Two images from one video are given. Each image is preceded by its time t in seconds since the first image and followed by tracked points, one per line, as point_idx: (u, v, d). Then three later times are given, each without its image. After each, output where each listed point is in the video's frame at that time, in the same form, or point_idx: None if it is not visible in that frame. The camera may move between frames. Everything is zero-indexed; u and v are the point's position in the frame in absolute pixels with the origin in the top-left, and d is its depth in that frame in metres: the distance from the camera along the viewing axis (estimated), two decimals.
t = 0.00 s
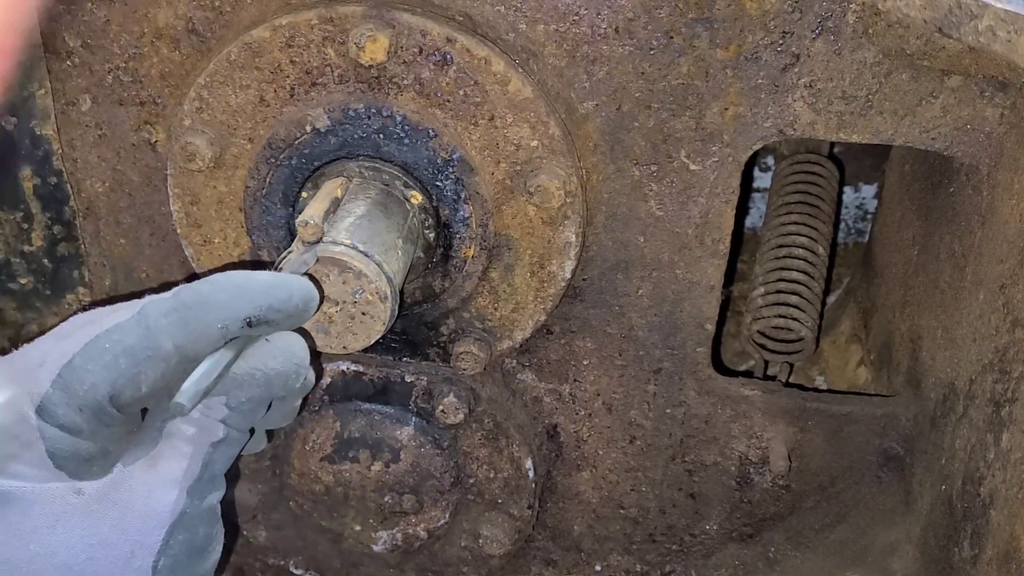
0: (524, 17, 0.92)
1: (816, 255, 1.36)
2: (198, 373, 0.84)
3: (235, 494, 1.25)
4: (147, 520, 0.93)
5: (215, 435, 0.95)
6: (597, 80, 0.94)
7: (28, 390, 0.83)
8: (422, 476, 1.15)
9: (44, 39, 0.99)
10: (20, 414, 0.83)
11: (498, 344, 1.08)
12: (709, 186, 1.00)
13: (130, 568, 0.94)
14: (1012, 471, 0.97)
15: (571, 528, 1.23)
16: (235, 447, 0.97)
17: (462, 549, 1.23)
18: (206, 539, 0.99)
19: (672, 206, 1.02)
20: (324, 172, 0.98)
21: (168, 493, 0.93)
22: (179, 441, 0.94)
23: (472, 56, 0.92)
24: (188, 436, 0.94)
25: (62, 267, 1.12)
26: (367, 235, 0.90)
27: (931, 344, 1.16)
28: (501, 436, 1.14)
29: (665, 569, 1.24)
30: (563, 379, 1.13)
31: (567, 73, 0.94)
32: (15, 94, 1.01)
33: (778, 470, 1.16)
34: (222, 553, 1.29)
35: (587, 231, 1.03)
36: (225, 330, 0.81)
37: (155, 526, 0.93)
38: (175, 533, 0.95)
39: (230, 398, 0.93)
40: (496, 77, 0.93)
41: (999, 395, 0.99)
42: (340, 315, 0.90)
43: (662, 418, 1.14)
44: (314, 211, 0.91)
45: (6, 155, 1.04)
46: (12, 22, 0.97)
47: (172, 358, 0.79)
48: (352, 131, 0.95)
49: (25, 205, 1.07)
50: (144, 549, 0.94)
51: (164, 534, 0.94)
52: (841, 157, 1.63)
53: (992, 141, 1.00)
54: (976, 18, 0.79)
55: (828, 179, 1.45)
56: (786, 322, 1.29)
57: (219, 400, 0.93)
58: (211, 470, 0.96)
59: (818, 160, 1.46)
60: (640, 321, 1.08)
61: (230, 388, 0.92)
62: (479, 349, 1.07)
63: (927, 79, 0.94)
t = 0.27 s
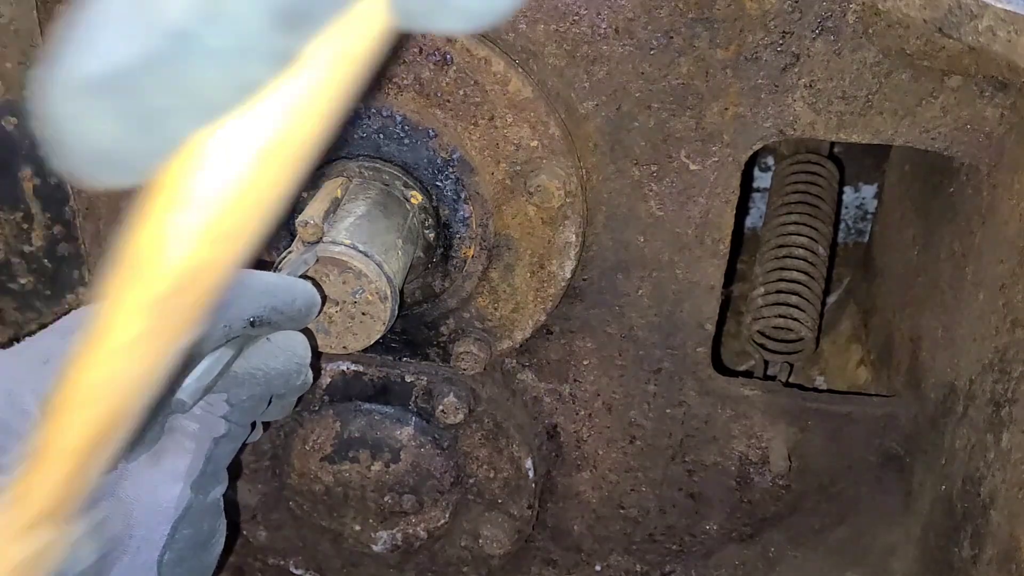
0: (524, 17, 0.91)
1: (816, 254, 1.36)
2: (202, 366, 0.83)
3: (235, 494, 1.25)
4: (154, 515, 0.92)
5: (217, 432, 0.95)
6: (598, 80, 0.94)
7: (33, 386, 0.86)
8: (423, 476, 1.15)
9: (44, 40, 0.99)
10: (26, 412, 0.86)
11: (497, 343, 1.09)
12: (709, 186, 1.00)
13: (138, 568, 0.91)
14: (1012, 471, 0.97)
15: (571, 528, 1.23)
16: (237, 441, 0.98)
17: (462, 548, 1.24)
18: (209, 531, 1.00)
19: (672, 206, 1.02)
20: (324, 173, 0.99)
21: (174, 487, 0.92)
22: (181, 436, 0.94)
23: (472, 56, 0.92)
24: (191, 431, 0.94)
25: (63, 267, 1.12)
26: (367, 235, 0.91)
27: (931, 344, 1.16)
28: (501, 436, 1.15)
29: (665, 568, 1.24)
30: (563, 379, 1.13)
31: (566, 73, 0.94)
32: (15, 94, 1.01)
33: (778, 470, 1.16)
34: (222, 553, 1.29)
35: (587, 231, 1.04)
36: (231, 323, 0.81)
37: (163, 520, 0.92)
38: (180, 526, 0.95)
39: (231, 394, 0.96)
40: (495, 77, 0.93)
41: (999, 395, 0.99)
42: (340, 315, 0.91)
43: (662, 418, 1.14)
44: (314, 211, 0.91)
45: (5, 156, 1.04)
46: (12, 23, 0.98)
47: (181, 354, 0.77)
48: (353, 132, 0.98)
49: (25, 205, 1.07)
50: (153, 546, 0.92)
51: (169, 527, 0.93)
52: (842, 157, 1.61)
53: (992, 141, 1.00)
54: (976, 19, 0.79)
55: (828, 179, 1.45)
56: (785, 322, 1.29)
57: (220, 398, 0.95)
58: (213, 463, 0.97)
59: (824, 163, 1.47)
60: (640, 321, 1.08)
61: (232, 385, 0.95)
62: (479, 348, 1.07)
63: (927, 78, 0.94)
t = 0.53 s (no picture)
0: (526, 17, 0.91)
1: (816, 254, 1.36)
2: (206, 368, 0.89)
3: (235, 494, 1.24)
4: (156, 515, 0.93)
5: (217, 431, 0.98)
6: (598, 80, 0.94)
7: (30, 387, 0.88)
8: (423, 476, 1.15)
9: (44, 40, 0.99)
10: (25, 412, 0.89)
11: (498, 344, 1.09)
12: (709, 185, 1.00)
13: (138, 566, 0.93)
14: (1012, 471, 0.97)
15: (571, 528, 1.23)
16: (236, 439, 1.01)
17: (462, 548, 1.23)
18: (210, 528, 1.01)
19: (672, 206, 1.02)
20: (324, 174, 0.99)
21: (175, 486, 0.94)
22: (182, 436, 0.96)
23: (472, 57, 0.93)
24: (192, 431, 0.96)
25: (62, 268, 1.12)
26: (367, 235, 0.92)
27: (931, 344, 1.16)
28: (501, 436, 1.15)
29: (665, 568, 1.24)
30: (563, 379, 1.13)
31: (567, 73, 0.94)
32: (14, 95, 1.00)
33: (778, 470, 1.16)
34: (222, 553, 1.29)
35: (588, 231, 1.03)
36: (227, 329, 0.85)
37: (163, 520, 0.94)
38: (181, 526, 0.96)
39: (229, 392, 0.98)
40: (495, 77, 0.93)
41: (999, 395, 1.00)
42: (340, 315, 0.92)
43: (662, 418, 1.14)
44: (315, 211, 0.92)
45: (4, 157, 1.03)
46: (11, 23, 0.96)
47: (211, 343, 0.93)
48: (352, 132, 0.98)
49: (25, 206, 1.07)
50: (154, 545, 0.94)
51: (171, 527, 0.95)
52: (841, 157, 1.60)
53: (992, 141, 1.00)
54: (976, 19, 0.79)
55: (828, 179, 1.45)
56: (785, 321, 1.29)
57: (218, 398, 0.97)
58: (213, 461, 0.99)
59: (818, 162, 1.46)
60: (640, 321, 1.08)
61: (230, 386, 0.97)
62: (480, 348, 1.07)
63: (927, 78, 0.94)
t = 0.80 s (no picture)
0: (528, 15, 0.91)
1: (816, 255, 1.36)
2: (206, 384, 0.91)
3: (235, 494, 1.24)
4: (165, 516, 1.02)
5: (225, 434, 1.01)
6: (598, 80, 0.94)
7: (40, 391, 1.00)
8: (423, 475, 1.16)
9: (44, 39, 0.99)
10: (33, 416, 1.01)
11: (498, 344, 1.09)
12: (709, 185, 1.00)
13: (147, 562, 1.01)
14: (1012, 471, 0.97)
15: (571, 528, 1.23)
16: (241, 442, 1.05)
17: (462, 548, 1.23)
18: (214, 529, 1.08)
19: (672, 206, 1.02)
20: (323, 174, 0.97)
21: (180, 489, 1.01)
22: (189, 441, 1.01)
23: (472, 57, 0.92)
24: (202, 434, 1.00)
25: (62, 268, 1.11)
26: (367, 235, 0.93)
27: (931, 344, 1.16)
28: (501, 436, 1.15)
29: (665, 569, 1.24)
30: (563, 379, 1.13)
31: (567, 73, 0.94)
32: (15, 94, 1.00)
33: (778, 470, 1.16)
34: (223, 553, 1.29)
35: (588, 231, 1.03)
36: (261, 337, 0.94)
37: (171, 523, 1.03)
38: (187, 527, 1.05)
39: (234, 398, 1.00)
40: (496, 77, 0.93)
41: (999, 395, 1.00)
42: (341, 315, 0.95)
43: (662, 417, 1.14)
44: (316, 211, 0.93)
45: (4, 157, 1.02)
46: (11, 23, 0.97)
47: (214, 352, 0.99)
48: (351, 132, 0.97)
49: (25, 206, 1.06)
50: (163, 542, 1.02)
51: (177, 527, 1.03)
52: (842, 157, 1.58)
53: (992, 142, 1.00)
54: (976, 19, 0.79)
55: (828, 179, 1.45)
56: (785, 321, 1.29)
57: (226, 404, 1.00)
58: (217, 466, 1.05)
59: (818, 162, 1.46)
60: (640, 321, 1.08)
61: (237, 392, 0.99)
62: (480, 349, 1.07)
63: (927, 78, 0.94)
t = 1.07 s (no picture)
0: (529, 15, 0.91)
1: (817, 254, 1.36)
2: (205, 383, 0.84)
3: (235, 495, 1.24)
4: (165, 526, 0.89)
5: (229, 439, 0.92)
6: (598, 80, 0.94)
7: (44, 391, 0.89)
8: (422, 476, 1.15)
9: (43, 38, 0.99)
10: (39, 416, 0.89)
11: (498, 343, 1.09)
12: (710, 185, 1.00)
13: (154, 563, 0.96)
14: (1013, 471, 0.96)
15: (572, 529, 1.22)
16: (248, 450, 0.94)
17: (462, 549, 1.23)
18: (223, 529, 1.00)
19: (672, 206, 1.02)
20: (323, 172, 0.98)
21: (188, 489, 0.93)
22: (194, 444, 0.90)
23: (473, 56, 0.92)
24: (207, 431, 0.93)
25: (61, 267, 1.11)
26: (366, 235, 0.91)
27: (932, 344, 1.16)
28: (501, 437, 1.14)
29: (666, 570, 1.23)
30: (563, 379, 1.13)
31: (568, 72, 0.93)
32: (15, 94, 1.00)
33: (779, 470, 1.16)
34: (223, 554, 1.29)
35: (589, 230, 1.03)
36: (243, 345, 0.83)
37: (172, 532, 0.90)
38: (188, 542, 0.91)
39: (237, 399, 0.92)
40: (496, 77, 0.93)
41: (1000, 394, 0.99)
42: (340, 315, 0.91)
43: (663, 418, 1.14)
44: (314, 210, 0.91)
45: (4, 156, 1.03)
46: (11, 22, 0.97)
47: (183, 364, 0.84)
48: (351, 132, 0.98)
49: (24, 206, 1.06)
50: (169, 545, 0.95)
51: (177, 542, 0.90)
52: (844, 156, 1.58)
53: (992, 142, 1.00)
54: (976, 18, 0.78)
55: (829, 179, 1.44)
56: (785, 321, 1.29)
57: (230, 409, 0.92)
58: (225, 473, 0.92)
59: (824, 160, 1.45)
60: (640, 320, 1.08)
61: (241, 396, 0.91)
62: (480, 349, 1.08)
63: (927, 78, 0.94)
